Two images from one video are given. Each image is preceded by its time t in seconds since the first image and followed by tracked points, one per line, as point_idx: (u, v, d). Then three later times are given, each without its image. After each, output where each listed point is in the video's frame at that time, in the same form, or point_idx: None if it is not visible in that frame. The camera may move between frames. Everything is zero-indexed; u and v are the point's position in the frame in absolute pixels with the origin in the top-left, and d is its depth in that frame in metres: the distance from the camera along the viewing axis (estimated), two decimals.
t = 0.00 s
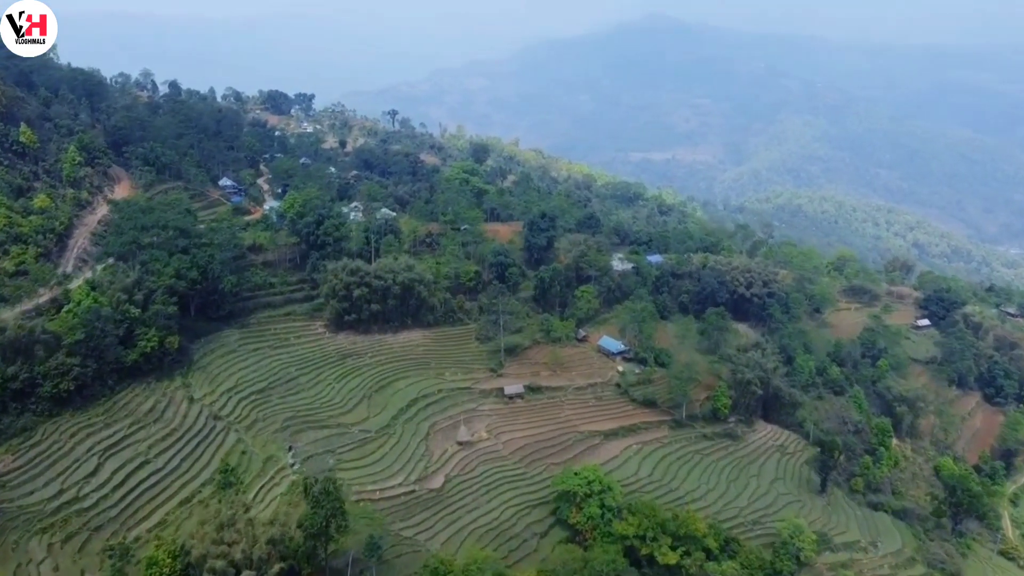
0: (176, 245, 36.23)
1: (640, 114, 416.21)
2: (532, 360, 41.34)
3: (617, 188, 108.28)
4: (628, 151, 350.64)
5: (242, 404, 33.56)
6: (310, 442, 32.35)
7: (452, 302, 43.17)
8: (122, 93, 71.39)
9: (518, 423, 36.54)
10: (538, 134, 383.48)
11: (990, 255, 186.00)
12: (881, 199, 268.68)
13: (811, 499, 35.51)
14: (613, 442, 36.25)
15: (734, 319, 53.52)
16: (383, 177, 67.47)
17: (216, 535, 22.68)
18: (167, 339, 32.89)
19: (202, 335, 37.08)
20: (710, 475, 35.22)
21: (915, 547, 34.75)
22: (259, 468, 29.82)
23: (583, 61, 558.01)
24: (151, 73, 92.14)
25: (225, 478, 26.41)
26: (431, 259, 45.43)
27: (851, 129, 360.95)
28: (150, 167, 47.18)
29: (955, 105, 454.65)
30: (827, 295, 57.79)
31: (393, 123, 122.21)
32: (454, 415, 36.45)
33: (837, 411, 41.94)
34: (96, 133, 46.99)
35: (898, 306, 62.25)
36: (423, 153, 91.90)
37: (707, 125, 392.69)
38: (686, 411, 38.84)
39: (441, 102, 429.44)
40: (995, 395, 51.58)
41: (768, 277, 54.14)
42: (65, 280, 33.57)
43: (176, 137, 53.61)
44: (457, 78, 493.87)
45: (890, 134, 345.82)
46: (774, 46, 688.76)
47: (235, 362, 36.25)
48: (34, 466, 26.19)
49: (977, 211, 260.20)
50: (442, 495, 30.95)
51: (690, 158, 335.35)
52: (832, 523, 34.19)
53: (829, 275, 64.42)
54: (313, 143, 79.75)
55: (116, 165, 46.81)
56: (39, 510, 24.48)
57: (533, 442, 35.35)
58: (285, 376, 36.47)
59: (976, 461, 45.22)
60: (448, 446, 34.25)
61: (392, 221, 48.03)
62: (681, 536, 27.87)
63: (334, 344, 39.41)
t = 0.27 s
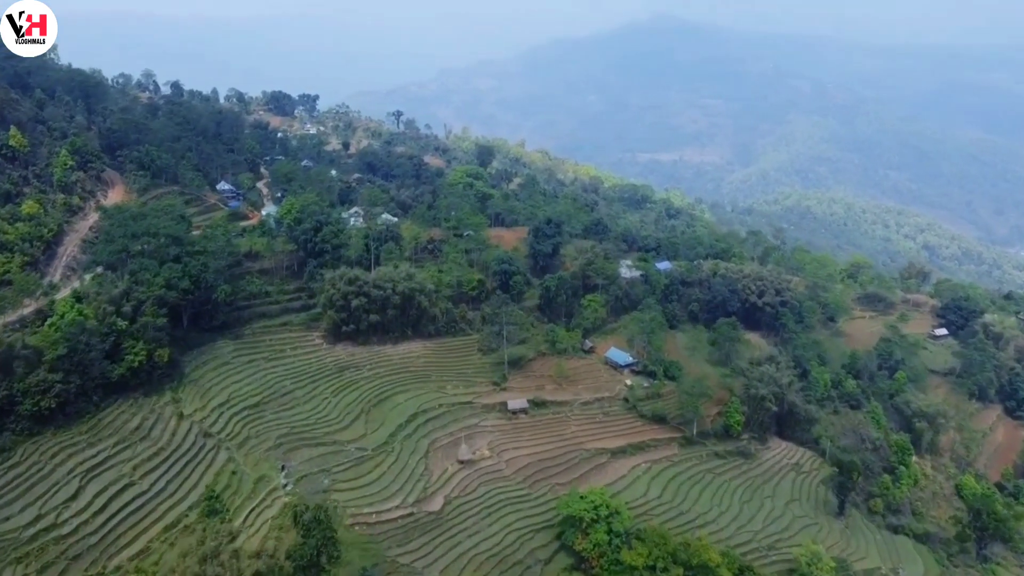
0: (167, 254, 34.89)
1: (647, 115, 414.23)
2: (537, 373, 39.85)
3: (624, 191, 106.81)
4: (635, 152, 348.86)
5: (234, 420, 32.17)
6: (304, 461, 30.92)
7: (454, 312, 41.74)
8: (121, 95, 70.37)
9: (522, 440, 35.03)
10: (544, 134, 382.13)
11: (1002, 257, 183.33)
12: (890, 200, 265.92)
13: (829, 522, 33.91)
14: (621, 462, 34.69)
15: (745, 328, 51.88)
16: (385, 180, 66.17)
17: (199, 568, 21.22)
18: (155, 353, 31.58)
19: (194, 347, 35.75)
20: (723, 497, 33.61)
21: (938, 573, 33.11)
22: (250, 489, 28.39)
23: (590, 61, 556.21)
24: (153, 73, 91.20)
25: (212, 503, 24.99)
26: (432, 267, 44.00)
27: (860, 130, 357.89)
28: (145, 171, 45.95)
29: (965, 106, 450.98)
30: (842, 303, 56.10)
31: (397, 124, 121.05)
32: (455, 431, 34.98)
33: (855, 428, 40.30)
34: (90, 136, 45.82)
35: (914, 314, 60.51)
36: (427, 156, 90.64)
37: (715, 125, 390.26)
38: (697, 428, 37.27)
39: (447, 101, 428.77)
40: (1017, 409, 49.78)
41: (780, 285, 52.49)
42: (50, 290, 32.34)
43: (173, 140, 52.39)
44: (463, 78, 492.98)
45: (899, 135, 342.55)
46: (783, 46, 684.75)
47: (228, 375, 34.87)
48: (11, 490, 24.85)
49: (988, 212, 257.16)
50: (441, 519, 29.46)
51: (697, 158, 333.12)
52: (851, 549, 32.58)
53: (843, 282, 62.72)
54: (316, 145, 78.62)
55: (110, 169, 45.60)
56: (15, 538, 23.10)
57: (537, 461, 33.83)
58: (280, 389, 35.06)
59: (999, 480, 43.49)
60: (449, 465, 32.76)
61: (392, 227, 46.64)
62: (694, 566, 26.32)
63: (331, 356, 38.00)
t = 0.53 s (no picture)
0: (158, 263, 33.60)
1: (654, 115, 411.97)
2: (541, 386, 38.34)
3: (631, 194, 105.20)
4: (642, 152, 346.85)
5: (225, 438, 30.77)
6: (297, 481, 29.49)
7: (457, 323, 40.31)
8: (122, 96, 69.33)
9: (526, 459, 33.51)
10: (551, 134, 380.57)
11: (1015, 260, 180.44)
12: (900, 202, 262.91)
13: (848, 546, 32.29)
14: (629, 482, 33.15)
15: (758, 338, 50.23)
16: (388, 184, 64.87)
17: None
18: (143, 367, 30.33)
19: (185, 359, 34.47)
20: (736, 520, 32.02)
21: None
22: (239, 512, 26.95)
23: (598, 61, 554.13)
24: (156, 74, 90.28)
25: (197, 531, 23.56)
26: (435, 275, 42.58)
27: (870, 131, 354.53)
28: (140, 175, 44.75)
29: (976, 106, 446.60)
30: (858, 312, 54.34)
31: (402, 125, 119.83)
32: (456, 448, 33.52)
33: (874, 445, 38.63)
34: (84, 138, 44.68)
35: (932, 323, 58.70)
36: (432, 158, 89.34)
37: (723, 126, 387.60)
38: (709, 445, 35.70)
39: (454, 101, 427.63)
40: None
41: (794, 294, 50.83)
42: (35, 301, 31.13)
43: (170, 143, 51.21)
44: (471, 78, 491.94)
45: (910, 136, 339.09)
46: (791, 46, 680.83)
47: (221, 389, 33.51)
48: None
49: (1000, 214, 253.92)
50: (440, 544, 27.95)
51: (705, 159, 330.76)
52: None
53: (858, 290, 60.96)
54: (318, 147, 77.42)
55: (104, 173, 44.42)
56: None
57: (542, 481, 32.31)
58: (274, 404, 33.67)
59: None
60: (449, 486, 31.26)
61: (394, 233, 45.26)
62: None
63: (329, 368, 36.59)
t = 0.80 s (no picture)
0: (146, 272, 32.23)
1: (662, 115, 409.75)
2: (546, 401, 36.81)
3: (639, 197, 103.64)
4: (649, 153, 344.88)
5: (215, 457, 29.36)
6: (289, 503, 28.04)
7: (459, 334, 38.83)
8: (121, 98, 68.26)
9: (529, 479, 31.98)
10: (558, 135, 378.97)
11: None
12: (911, 203, 260.03)
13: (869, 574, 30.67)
14: (637, 504, 31.60)
15: (770, 349, 48.58)
16: (391, 188, 63.56)
17: None
18: (130, 383, 29.14)
19: (175, 373, 33.16)
20: (751, 545, 30.44)
21: None
22: (227, 537, 25.52)
23: (605, 61, 552.20)
24: (158, 75, 89.29)
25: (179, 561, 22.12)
26: (436, 284, 41.15)
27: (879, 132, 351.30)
28: (134, 179, 43.53)
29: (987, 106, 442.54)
30: (874, 321, 52.61)
31: (407, 126, 118.64)
32: (456, 468, 32.03)
33: (894, 464, 36.95)
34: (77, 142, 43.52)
35: (950, 333, 56.89)
36: (436, 162, 88.12)
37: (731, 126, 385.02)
38: (721, 465, 34.09)
39: (461, 101, 426.50)
40: None
41: (808, 303, 49.16)
42: (18, 312, 29.91)
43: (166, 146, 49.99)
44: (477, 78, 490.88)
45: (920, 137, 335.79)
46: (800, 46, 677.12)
47: (211, 404, 32.15)
48: None
49: (1011, 216, 250.77)
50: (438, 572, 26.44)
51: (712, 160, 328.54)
52: None
53: (873, 297, 59.17)
54: (321, 151, 76.27)
55: (97, 177, 43.22)
56: None
57: (546, 502, 30.78)
58: (267, 420, 32.25)
59: None
60: (449, 508, 29.75)
61: (394, 239, 43.90)
62: None
63: (325, 382, 35.17)
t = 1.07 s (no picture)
0: (135, 282, 30.93)
1: (670, 116, 407.32)
2: (551, 417, 35.28)
3: (646, 201, 102.09)
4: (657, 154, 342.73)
5: (203, 477, 27.95)
6: (280, 526, 26.59)
7: (461, 345, 37.35)
8: (120, 99, 67.15)
9: (534, 500, 30.43)
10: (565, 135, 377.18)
11: None
12: (921, 205, 257.12)
13: None
14: (647, 527, 30.01)
15: (784, 360, 46.98)
16: (393, 192, 62.29)
17: None
18: (115, 400, 27.70)
19: (165, 386, 31.80)
20: (767, 573, 28.82)
21: None
22: (213, 565, 24.08)
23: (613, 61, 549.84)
24: (160, 75, 88.23)
25: None
26: (438, 293, 39.70)
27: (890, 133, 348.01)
28: (128, 184, 42.32)
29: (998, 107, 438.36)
30: (891, 331, 50.89)
31: (412, 127, 117.38)
32: (457, 488, 30.53)
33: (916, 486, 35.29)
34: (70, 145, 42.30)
35: (969, 343, 55.13)
36: (441, 165, 86.82)
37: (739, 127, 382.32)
38: (735, 486, 32.51)
39: (467, 101, 425.23)
40: None
41: (824, 312, 47.50)
42: None
43: (163, 149, 48.78)
44: (484, 79, 489.43)
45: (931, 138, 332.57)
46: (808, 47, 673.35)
47: (202, 420, 30.75)
48: None
49: None
50: None
51: (721, 161, 326.11)
52: None
53: (889, 305, 57.42)
54: (323, 153, 75.02)
55: (90, 181, 41.98)
56: None
57: (552, 526, 29.22)
58: (260, 437, 30.83)
59: None
60: (449, 531, 28.24)
61: (395, 246, 42.48)
62: None
63: (321, 396, 33.75)
